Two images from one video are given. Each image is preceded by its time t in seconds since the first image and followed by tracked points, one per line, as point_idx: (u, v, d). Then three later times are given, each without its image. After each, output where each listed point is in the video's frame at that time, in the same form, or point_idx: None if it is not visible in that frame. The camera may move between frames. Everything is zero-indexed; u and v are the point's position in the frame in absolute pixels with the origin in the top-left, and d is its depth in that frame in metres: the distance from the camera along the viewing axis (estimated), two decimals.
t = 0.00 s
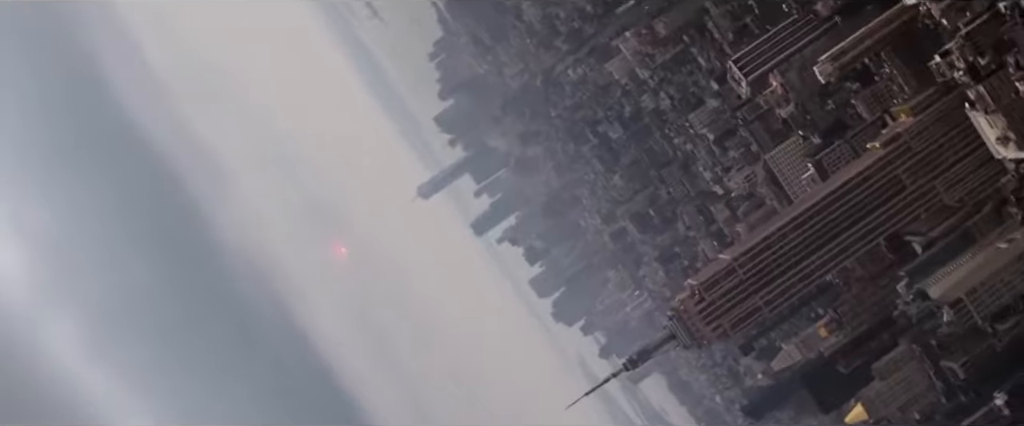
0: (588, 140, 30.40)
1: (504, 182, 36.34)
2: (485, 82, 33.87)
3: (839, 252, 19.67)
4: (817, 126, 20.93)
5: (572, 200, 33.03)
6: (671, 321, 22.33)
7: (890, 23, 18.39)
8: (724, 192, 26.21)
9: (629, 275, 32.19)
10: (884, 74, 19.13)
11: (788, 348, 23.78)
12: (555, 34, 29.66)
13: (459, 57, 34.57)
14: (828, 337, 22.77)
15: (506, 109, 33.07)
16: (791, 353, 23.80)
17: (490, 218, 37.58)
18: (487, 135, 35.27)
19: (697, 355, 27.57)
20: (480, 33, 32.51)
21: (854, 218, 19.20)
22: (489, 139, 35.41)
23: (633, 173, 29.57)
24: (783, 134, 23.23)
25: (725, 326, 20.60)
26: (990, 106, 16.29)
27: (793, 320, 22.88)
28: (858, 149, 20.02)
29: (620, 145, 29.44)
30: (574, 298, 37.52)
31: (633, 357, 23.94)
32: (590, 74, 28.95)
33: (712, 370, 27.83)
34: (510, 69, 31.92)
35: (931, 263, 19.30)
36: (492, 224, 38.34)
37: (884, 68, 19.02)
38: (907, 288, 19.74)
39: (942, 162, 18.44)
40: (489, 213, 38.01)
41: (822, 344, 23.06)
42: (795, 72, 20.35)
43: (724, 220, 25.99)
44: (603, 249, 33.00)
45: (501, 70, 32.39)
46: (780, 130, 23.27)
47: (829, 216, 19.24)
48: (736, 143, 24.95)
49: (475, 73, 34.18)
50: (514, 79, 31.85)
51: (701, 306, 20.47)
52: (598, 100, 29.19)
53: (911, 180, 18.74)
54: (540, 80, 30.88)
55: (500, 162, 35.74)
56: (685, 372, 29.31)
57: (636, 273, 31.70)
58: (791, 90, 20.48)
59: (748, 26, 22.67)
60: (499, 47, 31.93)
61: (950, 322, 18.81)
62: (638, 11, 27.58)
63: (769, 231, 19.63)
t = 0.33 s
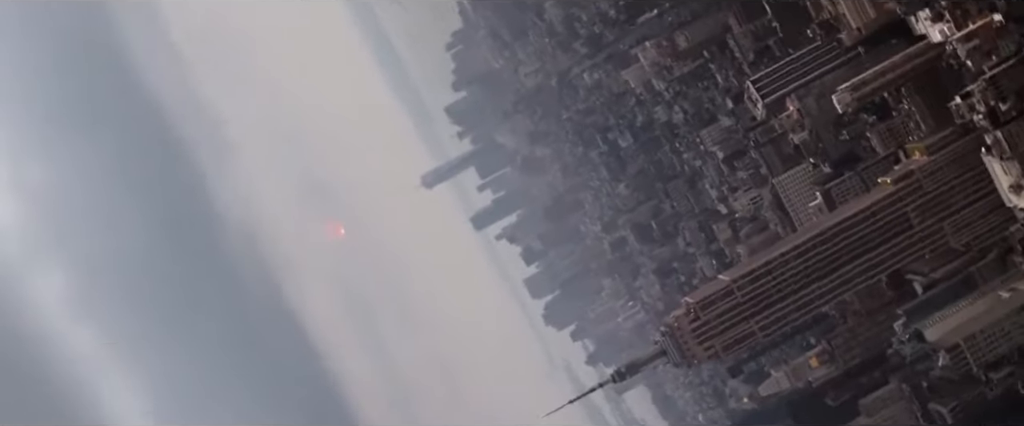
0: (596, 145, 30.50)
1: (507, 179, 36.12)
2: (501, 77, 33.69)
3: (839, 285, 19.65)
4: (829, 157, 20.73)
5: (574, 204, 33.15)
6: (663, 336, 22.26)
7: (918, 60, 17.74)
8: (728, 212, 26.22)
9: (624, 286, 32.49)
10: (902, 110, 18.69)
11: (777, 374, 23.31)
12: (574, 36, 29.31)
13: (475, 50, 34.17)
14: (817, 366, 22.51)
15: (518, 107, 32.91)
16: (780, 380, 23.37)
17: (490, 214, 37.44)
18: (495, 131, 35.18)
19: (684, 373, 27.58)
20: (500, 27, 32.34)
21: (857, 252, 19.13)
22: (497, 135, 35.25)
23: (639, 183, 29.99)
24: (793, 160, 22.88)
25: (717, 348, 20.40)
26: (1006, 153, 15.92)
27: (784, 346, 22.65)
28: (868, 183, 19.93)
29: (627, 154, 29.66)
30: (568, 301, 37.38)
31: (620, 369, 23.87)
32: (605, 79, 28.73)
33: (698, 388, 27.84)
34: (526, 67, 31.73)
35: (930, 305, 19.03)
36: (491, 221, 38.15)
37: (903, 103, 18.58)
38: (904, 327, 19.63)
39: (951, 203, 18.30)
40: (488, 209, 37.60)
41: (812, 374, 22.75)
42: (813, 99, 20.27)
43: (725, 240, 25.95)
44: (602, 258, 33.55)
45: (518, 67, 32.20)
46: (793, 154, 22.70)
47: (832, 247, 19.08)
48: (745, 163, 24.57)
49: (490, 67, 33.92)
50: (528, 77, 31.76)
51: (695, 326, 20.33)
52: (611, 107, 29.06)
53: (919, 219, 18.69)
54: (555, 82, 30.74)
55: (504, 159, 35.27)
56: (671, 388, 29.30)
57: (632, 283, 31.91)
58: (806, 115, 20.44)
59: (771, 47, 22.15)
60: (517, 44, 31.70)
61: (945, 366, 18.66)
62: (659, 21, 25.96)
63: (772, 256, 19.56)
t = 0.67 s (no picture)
0: (605, 152, 30.65)
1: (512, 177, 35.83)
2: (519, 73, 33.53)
3: (835, 321, 19.48)
4: (838, 189, 20.52)
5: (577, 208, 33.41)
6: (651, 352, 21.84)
7: (939, 102, 17.66)
8: (729, 233, 26.25)
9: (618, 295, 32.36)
10: (917, 150, 18.54)
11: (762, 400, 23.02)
12: (595, 42, 28.88)
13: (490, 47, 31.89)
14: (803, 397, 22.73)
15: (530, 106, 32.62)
16: (764, 408, 23.07)
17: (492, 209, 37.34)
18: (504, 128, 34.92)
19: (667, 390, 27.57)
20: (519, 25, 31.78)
21: (856, 288, 18.97)
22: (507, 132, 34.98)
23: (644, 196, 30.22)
24: (801, 188, 22.74)
25: (703, 370, 19.83)
26: (1019, 204, 15.93)
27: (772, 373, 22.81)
28: (875, 220, 19.68)
29: (635, 165, 29.88)
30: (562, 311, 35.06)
31: (604, 384, 23.48)
32: (620, 87, 28.43)
33: (679, 406, 27.84)
34: (543, 67, 31.40)
35: (924, 348, 18.65)
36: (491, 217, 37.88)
37: (919, 143, 18.37)
38: (894, 368, 18.97)
39: (956, 249, 18.28)
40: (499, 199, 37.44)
41: (797, 404, 22.86)
42: (828, 129, 19.98)
43: (724, 261, 26.00)
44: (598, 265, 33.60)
45: (535, 66, 31.92)
46: (802, 181, 22.53)
47: (834, 280, 19.03)
48: (752, 186, 24.29)
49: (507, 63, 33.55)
50: (544, 76, 31.72)
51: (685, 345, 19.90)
52: (624, 116, 28.95)
53: (922, 262, 18.62)
54: (570, 85, 30.44)
55: (510, 156, 33.44)
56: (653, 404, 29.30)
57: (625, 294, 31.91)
58: (820, 145, 20.09)
59: (790, 73, 21.94)
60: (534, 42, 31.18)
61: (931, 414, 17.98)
62: (682, 34, 25.50)
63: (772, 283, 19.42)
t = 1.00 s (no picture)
0: (613, 160, 30.60)
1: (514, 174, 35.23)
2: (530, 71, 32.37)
3: (826, 358, 18.80)
4: (842, 223, 20.48)
5: (580, 212, 33.35)
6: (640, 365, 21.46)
7: (959, 147, 17.41)
8: (728, 255, 26.13)
9: (609, 304, 32.90)
10: (928, 193, 18.45)
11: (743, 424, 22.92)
12: (614, 48, 27.75)
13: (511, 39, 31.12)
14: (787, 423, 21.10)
15: (541, 105, 32.13)
16: None
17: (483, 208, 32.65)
18: (511, 123, 34.48)
19: (648, 406, 27.51)
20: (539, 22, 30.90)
21: (853, 325, 18.51)
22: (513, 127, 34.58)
23: (645, 207, 29.97)
24: (806, 216, 22.64)
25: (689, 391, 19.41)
26: None
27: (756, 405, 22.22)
28: (877, 257, 19.64)
29: (642, 175, 29.55)
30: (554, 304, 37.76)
31: (588, 392, 23.20)
32: (635, 96, 27.99)
33: (660, 422, 27.87)
34: (560, 67, 30.26)
35: (912, 392, 18.33)
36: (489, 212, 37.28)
37: (930, 186, 18.26)
38: (881, 409, 18.66)
39: (957, 296, 18.10)
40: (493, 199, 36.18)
41: None
42: (841, 162, 19.72)
43: (720, 282, 25.96)
44: (595, 272, 34.20)
45: (550, 66, 30.93)
46: (807, 210, 22.48)
47: (830, 314, 18.55)
48: (756, 210, 24.28)
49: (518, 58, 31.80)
50: (557, 79, 30.78)
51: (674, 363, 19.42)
52: (635, 125, 28.68)
53: (922, 306, 18.26)
54: (584, 88, 29.95)
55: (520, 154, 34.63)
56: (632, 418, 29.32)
57: (618, 304, 32.11)
58: (831, 178, 19.75)
59: (808, 101, 21.73)
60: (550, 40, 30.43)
61: None
62: (702, 50, 24.74)
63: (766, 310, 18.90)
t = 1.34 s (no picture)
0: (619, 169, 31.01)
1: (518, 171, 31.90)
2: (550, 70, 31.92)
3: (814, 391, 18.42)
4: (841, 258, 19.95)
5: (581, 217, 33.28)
6: (624, 379, 21.02)
7: (970, 196, 17.41)
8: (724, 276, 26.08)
9: (599, 312, 32.98)
10: (933, 237, 18.25)
11: None
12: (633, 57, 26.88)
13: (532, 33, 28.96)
14: None
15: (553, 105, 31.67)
16: None
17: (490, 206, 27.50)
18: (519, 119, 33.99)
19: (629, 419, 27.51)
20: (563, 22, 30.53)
21: (845, 361, 18.27)
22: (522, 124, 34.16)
23: (645, 220, 29.72)
24: (807, 247, 23.40)
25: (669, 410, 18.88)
26: None
27: None
28: (875, 298, 19.35)
29: (647, 188, 29.37)
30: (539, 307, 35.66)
31: (568, 400, 22.96)
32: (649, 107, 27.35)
33: None
34: (576, 70, 29.31)
35: None
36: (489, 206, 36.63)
37: (936, 231, 18.11)
38: None
39: (951, 346, 18.03)
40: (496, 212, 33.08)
41: None
42: (850, 197, 19.62)
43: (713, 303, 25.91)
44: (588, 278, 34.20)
45: (567, 67, 29.39)
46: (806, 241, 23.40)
47: (824, 347, 18.31)
48: (757, 235, 24.20)
49: (539, 62, 31.36)
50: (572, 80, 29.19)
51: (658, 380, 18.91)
52: (646, 137, 28.64)
53: (916, 351, 18.08)
54: (598, 93, 29.32)
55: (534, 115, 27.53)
56: None
57: (608, 313, 32.12)
58: (837, 211, 19.72)
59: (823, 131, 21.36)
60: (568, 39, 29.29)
61: None
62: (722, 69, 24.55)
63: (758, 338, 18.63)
